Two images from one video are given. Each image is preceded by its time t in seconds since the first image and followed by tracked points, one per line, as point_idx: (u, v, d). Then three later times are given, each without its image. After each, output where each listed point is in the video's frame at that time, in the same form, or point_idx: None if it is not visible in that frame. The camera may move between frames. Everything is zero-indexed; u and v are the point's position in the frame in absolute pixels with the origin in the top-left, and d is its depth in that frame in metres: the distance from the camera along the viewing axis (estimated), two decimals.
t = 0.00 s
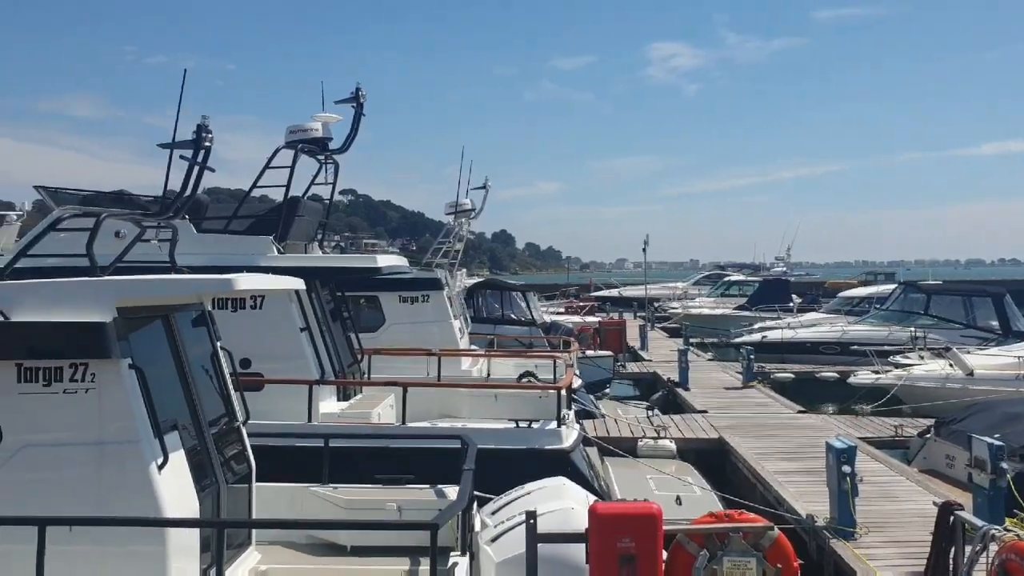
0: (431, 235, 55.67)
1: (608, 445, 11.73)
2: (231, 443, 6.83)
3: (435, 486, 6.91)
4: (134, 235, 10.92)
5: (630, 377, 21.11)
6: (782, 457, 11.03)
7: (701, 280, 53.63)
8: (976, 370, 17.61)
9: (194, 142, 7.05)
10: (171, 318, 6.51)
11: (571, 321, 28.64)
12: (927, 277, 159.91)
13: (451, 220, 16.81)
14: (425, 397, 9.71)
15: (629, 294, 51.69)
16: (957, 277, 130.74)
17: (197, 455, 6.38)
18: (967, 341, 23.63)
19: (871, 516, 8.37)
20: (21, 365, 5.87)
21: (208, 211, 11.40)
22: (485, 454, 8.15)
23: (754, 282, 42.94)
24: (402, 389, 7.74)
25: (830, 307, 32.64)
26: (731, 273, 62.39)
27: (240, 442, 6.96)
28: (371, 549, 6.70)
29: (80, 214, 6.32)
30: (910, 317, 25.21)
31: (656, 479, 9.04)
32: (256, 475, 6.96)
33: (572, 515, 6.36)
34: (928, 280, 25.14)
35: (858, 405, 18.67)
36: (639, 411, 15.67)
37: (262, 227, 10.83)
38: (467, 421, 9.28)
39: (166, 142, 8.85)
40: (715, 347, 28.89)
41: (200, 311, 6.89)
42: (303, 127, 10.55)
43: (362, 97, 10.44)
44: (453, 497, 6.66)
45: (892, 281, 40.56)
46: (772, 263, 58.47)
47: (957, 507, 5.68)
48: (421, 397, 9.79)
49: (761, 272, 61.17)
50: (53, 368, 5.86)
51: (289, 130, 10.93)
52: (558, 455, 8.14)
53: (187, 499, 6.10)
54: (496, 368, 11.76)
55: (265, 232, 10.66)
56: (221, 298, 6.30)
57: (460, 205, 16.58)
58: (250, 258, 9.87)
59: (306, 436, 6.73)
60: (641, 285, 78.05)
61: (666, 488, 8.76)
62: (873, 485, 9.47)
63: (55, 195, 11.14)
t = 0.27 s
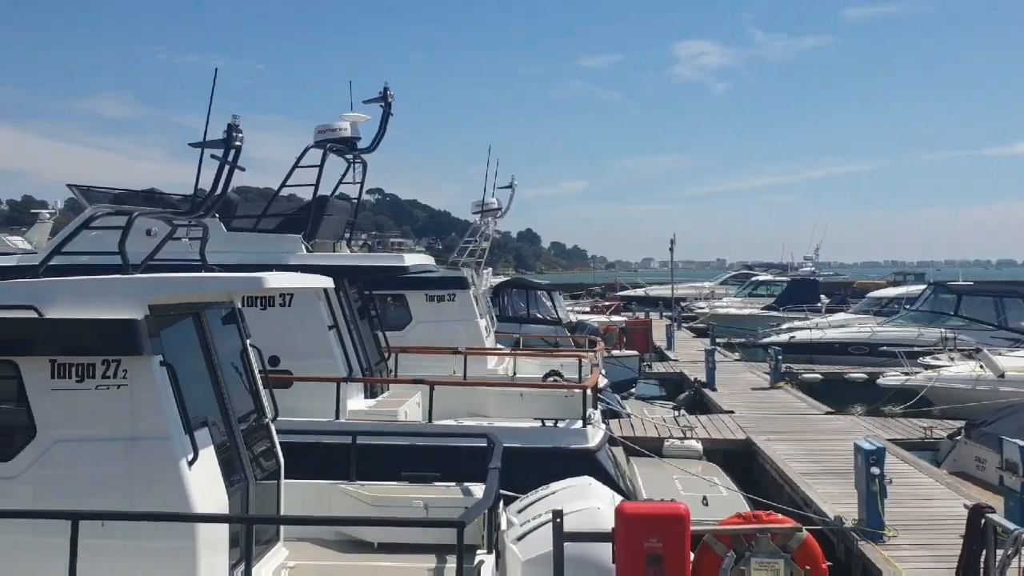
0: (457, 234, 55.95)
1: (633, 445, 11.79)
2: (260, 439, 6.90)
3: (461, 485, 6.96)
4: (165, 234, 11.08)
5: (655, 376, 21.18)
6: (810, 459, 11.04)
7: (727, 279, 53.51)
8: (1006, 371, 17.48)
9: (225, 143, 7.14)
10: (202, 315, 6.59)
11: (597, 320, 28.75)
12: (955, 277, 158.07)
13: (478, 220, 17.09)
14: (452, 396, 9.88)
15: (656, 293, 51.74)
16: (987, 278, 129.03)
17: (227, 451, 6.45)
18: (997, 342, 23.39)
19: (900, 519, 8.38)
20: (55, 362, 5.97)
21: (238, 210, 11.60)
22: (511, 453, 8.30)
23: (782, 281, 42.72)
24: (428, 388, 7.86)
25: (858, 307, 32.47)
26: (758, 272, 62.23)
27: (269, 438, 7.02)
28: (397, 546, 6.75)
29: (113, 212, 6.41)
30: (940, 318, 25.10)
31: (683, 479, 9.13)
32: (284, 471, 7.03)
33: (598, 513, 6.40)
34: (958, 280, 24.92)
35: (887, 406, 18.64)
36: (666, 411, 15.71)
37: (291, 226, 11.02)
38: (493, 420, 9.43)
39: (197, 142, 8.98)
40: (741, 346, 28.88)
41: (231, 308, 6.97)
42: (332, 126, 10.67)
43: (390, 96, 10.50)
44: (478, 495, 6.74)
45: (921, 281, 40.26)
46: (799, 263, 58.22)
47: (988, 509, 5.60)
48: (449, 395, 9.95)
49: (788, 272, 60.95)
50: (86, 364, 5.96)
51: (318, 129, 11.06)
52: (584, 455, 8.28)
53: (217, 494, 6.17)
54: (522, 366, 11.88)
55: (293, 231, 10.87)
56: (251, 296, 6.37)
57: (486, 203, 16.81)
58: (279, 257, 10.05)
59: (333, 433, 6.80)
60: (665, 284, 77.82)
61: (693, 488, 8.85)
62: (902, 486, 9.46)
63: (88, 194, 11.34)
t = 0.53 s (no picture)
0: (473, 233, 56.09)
1: (649, 444, 11.83)
2: (277, 436, 6.94)
3: (478, 483, 6.97)
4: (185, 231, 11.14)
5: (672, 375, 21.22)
6: (828, 459, 11.04)
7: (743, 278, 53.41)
8: None
9: (244, 141, 7.18)
10: (221, 313, 6.64)
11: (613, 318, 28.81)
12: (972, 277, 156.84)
13: (494, 218, 17.25)
14: (468, 394, 9.98)
15: (672, 292, 51.72)
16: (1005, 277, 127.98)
17: (245, 448, 6.49)
18: (1017, 343, 23.24)
19: (917, 519, 8.37)
20: (76, 358, 6.03)
21: (257, 208, 11.71)
22: (527, 451, 8.39)
23: (799, 280, 42.56)
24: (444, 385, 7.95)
25: (876, 307, 32.34)
26: (774, 271, 62.08)
27: (287, 435, 7.06)
28: (414, 544, 6.78)
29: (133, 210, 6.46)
30: (959, 318, 24.99)
31: (700, 479, 9.16)
32: (301, 468, 7.06)
33: (614, 512, 6.40)
34: (978, 280, 24.80)
35: (905, 406, 18.59)
36: (683, 410, 15.71)
37: (308, 225, 11.11)
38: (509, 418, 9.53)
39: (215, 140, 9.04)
40: (758, 346, 28.86)
41: (249, 306, 7.01)
42: (349, 125, 10.72)
43: (407, 96, 10.49)
44: (495, 494, 6.76)
45: (940, 281, 40.04)
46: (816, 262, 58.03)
47: (1008, 511, 5.56)
48: (466, 393, 10.05)
49: (805, 271, 60.77)
50: (106, 361, 6.01)
51: (336, 127, 11.12)
52: (601, 453, 8.36)
53: (235, 491, 6.21)
54: (539, 365, 11.95)
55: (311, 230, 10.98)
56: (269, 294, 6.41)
57: (503, 202, 17.00)
58: (297, 254, 10.12)
59: (350, 430, 6.84)
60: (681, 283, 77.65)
61: (709, 488, 8.88)
62: (920, 486, 9.45)
63: (107, 192, 11.45)
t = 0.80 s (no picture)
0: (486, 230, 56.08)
1: (661, 442, 11.85)
2: (292, 434, 6.97)
3: (491, 480, 7.00)
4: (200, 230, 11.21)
5: (684, 373, 21.23)
6: (842, 458, 11.03)
7: (756, 277, 53.32)
8: None
9: (257, 140, 7.24)
10: (236, 310, 6.67)
11: (626, 317, 28.84)
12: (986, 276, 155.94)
13: (507, 217, 17.30)
14: (481, 392, 10.07)
15: (685, 290, 51.69)
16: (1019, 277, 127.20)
17: (259, 445, 6.52)
18: None
19: (933, 518, 8.36)
20: (92, 356, 6.07)
21: (271, 206, 11.80)
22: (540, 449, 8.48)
23: (813, 279, 42.40)
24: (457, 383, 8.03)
25: (890, 305, 32.23)
26: (788, 270, 61.93)
27: (301, 433, 7.09)
28: (428, 541, 6.81)
29: (149, 208, 6.48)
30: (974, 317, 24.92)
31: (713, 478, 9.18)
32: (315, 465, 7.09)
33: (627, 510, 6.42)
34: (994, 279, 24.70)
35: (920, 405, 18.53)
36: (696, 409, 15.70)
37: (322, 223, 11.16)
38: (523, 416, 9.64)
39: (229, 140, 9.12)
40: (771, 344, 28.83)
41: (263, 304, 7.05)
42: (363, 124, 10.78)
43: (420, 94, 10.52)
44: (508, 491, 6.78)
45: (955, 280, 39.86)
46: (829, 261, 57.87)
47: None
48: (479, 392, 10.13)
49: (818, 270, 60.60)
50: (122, 359, 6.05)
51: (350, 126, 11.17)
52: (614, 452, 8.45)
53: (249, 487, 6.25)
54: (551, 364, 12.00)
55: (324, 228, 11.05)
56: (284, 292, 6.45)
57: (516, 201, 17.03)
58: (311, 253, 10.22)
59: (364, 428, 6.88)
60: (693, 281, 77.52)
61: (722, 487, 8.92)
62: (935, 485, 9.43)
63: (123, 191, 11.56)
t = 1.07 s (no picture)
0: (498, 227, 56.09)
1: (673, 439, 11.89)
2: (304, 430, 7.00)
3: (503, 476, 7.03)
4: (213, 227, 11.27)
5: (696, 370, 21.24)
6: (854, 454, 11.03)
7: (768, 273, 53.24)
8: None
9: (269, 137, 7.26)
10: (249, 307, 6.70)
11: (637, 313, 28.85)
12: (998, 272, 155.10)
13: (518, 213, 17.33)
14: (493, 388, 10.16)
15: (696, 286, 51.66)
16: None
17: (273, 441, 6.56)
18: None
19: (946, 514, 8.36)
20: (107, 352, 6.11)
21: (284, 203, 11.86)
22: (553, 444, 8.57)
23: (825, 275, 42.26)
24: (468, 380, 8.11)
25: (903, 302, 32.13)
26: (799, 266, 61.81)
27: (313, 429, 7.12)
28: (440, 537, 6.85)
29: (162, 206, 6.52)
30: (987, 313, 24.86)
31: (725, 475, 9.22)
32: (328, 461, 7.12)
33: (638, 506, 6.43)
34: (1007, 275, 24.62)
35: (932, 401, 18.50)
36: (707, 405, 15.71)
37: (333, 220, 11.23)
38: (535, 412, 9.73)
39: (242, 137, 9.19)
40: (783, 340, 28.81)
41: (276, 300, 7.08)
42: (374, 121, 10.82)
43: (432, 91, 10.54)
44: (520, 487, 6.81)
45: (968, 275, 39.71)
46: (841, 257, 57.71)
47: None
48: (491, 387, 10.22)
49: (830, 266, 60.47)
50: (136, 355, 6.09)
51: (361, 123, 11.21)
52: (626, 448, 8.54)
53: (263, 483, 6.29)
54: (563, 360, 12.05)
55: (336, 225, 11.14)
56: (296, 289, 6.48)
57: (527, 197, 17.07)
58: (323, 250, 10.34)
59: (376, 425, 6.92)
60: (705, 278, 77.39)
61: (734, 483, 8.96)
62: (948, 481, 9.42)
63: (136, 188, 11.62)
